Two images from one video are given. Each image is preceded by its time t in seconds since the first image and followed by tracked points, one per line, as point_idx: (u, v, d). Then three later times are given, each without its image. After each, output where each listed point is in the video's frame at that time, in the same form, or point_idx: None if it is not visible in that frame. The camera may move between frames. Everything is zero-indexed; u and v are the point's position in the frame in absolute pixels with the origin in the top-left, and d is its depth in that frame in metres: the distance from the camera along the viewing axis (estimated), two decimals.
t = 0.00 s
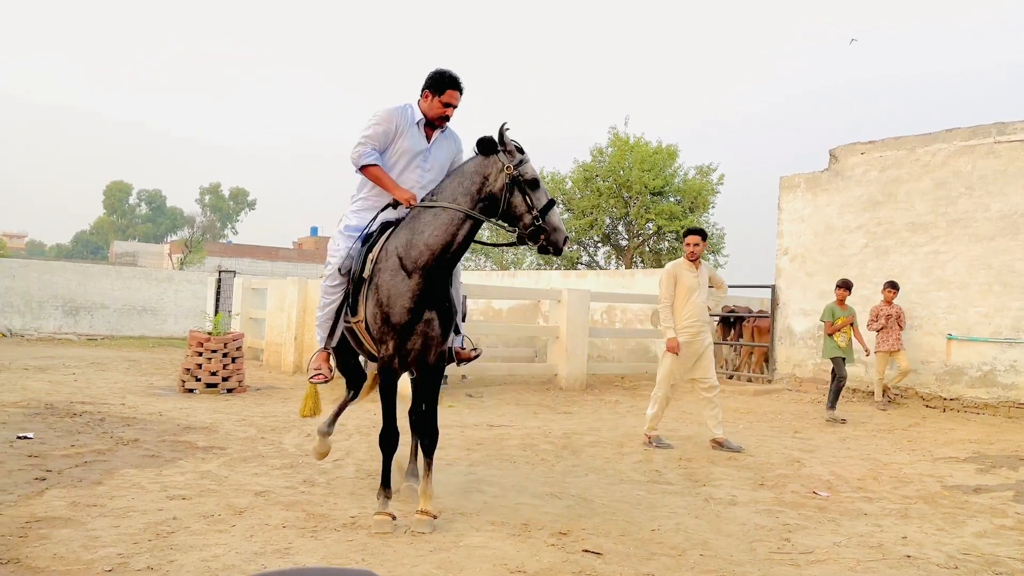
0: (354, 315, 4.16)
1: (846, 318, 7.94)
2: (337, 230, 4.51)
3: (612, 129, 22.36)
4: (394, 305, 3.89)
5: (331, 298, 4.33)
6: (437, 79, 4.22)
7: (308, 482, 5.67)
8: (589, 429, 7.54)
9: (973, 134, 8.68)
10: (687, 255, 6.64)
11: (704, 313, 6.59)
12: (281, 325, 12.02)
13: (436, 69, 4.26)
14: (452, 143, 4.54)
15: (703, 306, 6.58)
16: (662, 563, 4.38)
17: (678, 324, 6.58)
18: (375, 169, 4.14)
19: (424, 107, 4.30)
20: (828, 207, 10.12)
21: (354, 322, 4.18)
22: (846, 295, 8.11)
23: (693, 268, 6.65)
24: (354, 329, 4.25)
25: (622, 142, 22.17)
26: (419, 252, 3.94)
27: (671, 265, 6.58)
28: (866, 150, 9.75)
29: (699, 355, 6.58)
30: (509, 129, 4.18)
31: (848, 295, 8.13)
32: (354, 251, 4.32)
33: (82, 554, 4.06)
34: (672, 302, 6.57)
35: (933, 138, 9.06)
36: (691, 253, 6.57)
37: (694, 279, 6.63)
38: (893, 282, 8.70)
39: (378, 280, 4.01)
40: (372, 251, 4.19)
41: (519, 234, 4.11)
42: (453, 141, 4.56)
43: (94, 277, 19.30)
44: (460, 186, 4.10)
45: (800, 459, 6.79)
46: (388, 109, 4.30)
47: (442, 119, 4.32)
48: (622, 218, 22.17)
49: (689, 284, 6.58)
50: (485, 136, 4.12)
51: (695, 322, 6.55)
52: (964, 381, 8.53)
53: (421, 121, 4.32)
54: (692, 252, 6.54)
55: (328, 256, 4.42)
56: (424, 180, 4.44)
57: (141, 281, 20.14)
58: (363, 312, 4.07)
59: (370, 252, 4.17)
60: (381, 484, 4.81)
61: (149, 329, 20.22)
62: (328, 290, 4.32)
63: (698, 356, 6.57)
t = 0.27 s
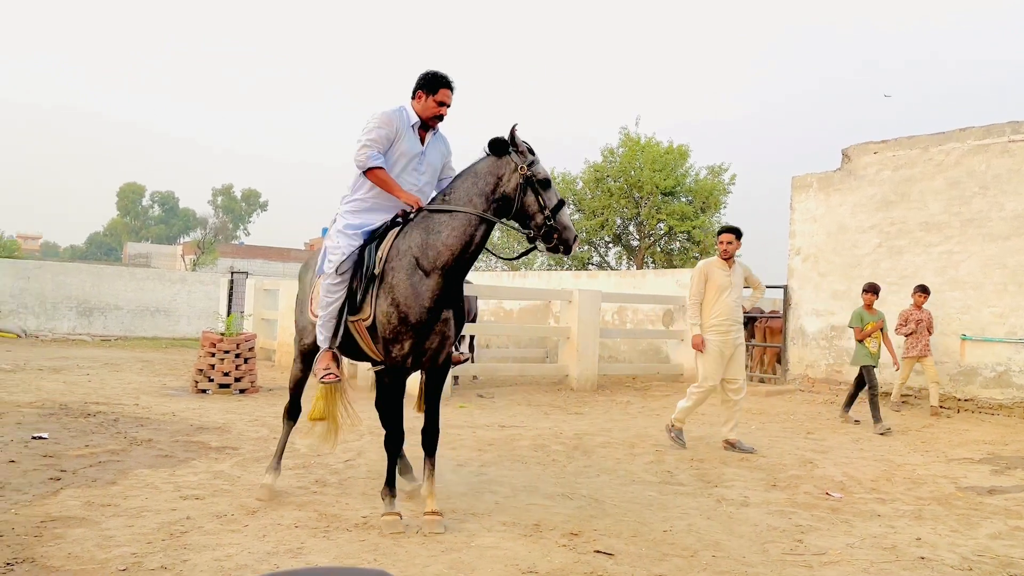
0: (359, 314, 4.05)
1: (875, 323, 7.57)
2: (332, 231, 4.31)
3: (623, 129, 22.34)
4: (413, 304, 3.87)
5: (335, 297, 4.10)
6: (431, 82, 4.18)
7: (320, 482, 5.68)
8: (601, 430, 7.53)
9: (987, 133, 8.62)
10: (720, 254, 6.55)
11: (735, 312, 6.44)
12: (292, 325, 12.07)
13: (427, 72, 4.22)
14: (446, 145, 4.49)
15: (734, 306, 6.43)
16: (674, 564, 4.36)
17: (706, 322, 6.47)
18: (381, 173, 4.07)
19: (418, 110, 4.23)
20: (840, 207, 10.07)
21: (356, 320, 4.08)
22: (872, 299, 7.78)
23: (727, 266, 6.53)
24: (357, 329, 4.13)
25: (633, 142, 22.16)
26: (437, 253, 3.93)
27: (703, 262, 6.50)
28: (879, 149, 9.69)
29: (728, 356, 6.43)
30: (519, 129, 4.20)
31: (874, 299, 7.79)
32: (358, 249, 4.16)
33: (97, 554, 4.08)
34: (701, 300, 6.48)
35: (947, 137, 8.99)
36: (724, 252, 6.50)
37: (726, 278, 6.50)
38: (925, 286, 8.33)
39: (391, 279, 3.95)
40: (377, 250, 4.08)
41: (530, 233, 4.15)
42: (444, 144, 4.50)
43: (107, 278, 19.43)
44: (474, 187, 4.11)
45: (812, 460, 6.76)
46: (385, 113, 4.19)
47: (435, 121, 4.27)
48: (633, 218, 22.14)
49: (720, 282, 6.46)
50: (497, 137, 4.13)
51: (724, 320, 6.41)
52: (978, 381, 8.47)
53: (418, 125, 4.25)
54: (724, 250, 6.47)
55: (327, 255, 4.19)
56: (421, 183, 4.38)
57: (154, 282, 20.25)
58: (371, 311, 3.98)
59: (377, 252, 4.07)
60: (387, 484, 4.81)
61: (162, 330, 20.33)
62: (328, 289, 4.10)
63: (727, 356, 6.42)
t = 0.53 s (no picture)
0: (367, 318, 3.97)
1: (910, 323, 7.35)
2: (334, 233, 4.18)
3: (634, 130, 22.31)
4: (429, 309, 3.84)
5: (340, 299, 3.99)
6: (426, 83, 4.17)
7: (332, 483, 5.69)
8: (613, 432, 7.52)
9: (1003, 133, 8.54)
10: (744, 255, 6.46)
11: (758, 312, 6.37)
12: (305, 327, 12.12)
13: (422, 73, 4.19)
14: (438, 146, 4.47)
15: (756, 307, 6.36)
16: (686, 566, 4.34)
17: (728, 323, 6.42)
18: (382, 174, 4.01)
19: (415, 111, 4.21)
20: (854, 207, 10.01)
21: (363, 325, 4.00)
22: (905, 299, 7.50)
23: (750, 267, 6.45)
24: (362, 333, 4.04)
25: (645, 143, 22.13)
26: (452, 258, 3.95)
27: (725, 264, 6.51)
28: (892, 149, 9.63)
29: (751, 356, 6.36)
30: (529, 138, 4.19)
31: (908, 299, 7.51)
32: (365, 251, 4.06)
33: (111, 554, 4.10)
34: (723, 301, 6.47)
35: (961, 137, 8.93)
36: (748, 252, 6.38)
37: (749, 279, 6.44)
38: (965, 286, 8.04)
39: (403, 282, 3.91)
40: (386, 253, 4.02)
41: (541, 240, 4.12)
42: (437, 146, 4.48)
43: (121, 280, 19.57)
44: (485, 195, 4.11)
45: (826, 462, 6.72)
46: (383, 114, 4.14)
47: (432, 122, 4.27)
48: (645, 218, 22.10)
49: (741, 282, 6.42)
50: (507, 146, 4.13)
51: (746, 320, 6.34)
52: (994, 383, 8.40)
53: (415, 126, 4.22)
54: (749, 251, 6.35)
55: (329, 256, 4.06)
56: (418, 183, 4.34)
57: (168, 284, 20.38)
58: (381, 314, 3.91)
59: (386, 256, 4.01)
60: (396, 486, 4.79)
61: (176, 331, 20.45)
62: (333, 290, 3.98)
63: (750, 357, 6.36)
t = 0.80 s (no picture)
0: (380, 326, 3.95)
1: (944, 327, 7.11)
2: (342, 245, 4.07)
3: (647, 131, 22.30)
4: (444, 316, 3.84)
5: (356, 314, 3.94)
6: (419, 82, 4.07)
7: (346, 485, 5.69)
8: (627, 434, 7.50)
9: (1019, 133, 8.48)
10: (767, 257, 6.42)
11: (781, 316, 6.36)
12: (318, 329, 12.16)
13: (412, 73, 4.09)
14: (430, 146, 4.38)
15: (779, 310, 6.35)
16: (701, 569, 4.33)
17: (750, 326, 6.41)
18: (395, 175, 3.90)
19: (409, 112, 4.09)
20: (868, 208, 9.96)
21: (376, 332, 3.97)
22: (940, 302, 7.26)
23: (773, 270, 6.39)
24: (376, 341, 4.02)
25: (657, 144, 22.11)
26: (465, 264, 3.94)
27: (749, 266, 6.43)
28: (907, 150, 9.57)
29: (772, 360, 6.37)
30: (539, 144, 4.19)
31: (943, 302, 7.30)
32: (376, 263, 4.00)
33: (127, 556, 4.11)
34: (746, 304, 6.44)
35: (977, 138, 8.87)
36: (770, 254, 6.35)
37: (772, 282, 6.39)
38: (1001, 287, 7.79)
39: (417, 290, 3.89)
40: (397, 261, 4.00)
41: (548, 245, 4.12)
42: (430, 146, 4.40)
43: (136, 282, 19.68)
44: (495, 201, 4.10)
45: (841, 464, 6.68)
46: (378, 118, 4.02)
47: (425, 122, 4.16)
48: (658, 220, 22.06)
49: (764, 285, 6.39)
50: (516, 151, 4.14)
51: (768, 325, 6.33)
52: (1010, 385, 8.33)
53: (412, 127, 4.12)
54: (772, 253, 6.32)
55: (340, 270, 3.98)
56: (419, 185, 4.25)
57: (182, 286, 20.48)
58: (395, 322, 3.89)
59: (398, 264, 3.98)
60: (409, 490, 4.77)
61: (190, 334, 20.55)
62: (348, 304, 3.93)
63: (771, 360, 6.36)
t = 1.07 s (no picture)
0: (394, 330, 3.93)
1: (983, 327, 6.96)
2: (355, 249, 4.02)
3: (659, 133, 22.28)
4: (459, 318, 3.84)
5: (376, 319, 3.91)
6: (420, 79, 4.08)
7: (359, 488, 5.70)
8: (640, 436, 7.49)
9: None
10: (786, 258, 6.38)
11: (805, 318, 6.30)
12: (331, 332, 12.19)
13: (410, 70, 4.10)
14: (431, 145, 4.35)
15: (802, 312, 6.28)
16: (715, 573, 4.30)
17: (773, 329, 6.36)
18: (417, 177, 3.87)
19: (412, 109, 4.08)
20: (882, 210, 9.91)
21: (390, 336, 3.95)
22: (979, 301, 7.10)
23: (794, 271, 6.35)
24: (391, 345, 3.99)
25: (669, 146, 22.09)
26: (479, 266, 3.95)
27: (769, 269, 6.40)
28: (921, 151, 9.52)
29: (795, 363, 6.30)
30: (544, 139, 4.18)
31: (984, 302, 7.15)
32: (392, 266, 3.97)
33: (142, 558, 4.12)
34: (768, 306, 6.39)
35: (992, 138, 8.80)
36: (789, 255, 6.34)
37: (793, 283, 6.34)
38: None
39: (431, 292, 3.89)
40: (411, 264, 4.00)
41: (561, 240, 4.13)
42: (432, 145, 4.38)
43: (150, 285, 19.78)
44: (505, 200, 4.09)
45: (855, 467, 6.64)
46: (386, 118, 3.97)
47: (428, 118, 4.17)
48: (670, 222, 22.02)
49: (786, 287, 6.33)
50: (521, 149, 4.11)
51: (791, 326, 6.27)
52: None
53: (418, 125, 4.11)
54: (791, 253, 6.30)
55: (357, 274, 3.94)
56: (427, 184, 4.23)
57: (196, 289, 20.56)
58: (409, 325, 3.87)
59: (412, 267, 3.98)
60: (421, 491, 4.75)
61: (204, 336, 20.63)
62: (367, 310, 3.90)
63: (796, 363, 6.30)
